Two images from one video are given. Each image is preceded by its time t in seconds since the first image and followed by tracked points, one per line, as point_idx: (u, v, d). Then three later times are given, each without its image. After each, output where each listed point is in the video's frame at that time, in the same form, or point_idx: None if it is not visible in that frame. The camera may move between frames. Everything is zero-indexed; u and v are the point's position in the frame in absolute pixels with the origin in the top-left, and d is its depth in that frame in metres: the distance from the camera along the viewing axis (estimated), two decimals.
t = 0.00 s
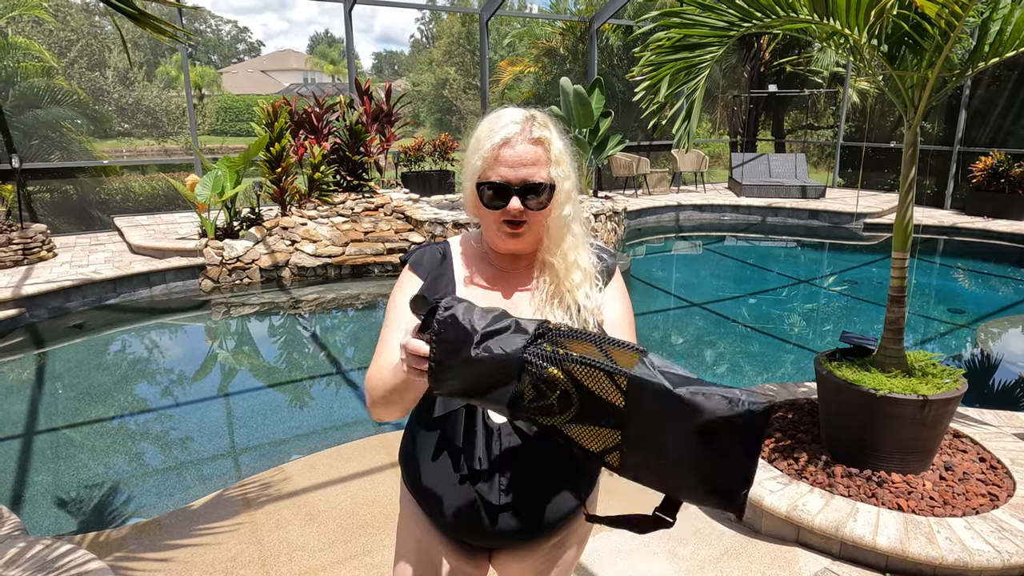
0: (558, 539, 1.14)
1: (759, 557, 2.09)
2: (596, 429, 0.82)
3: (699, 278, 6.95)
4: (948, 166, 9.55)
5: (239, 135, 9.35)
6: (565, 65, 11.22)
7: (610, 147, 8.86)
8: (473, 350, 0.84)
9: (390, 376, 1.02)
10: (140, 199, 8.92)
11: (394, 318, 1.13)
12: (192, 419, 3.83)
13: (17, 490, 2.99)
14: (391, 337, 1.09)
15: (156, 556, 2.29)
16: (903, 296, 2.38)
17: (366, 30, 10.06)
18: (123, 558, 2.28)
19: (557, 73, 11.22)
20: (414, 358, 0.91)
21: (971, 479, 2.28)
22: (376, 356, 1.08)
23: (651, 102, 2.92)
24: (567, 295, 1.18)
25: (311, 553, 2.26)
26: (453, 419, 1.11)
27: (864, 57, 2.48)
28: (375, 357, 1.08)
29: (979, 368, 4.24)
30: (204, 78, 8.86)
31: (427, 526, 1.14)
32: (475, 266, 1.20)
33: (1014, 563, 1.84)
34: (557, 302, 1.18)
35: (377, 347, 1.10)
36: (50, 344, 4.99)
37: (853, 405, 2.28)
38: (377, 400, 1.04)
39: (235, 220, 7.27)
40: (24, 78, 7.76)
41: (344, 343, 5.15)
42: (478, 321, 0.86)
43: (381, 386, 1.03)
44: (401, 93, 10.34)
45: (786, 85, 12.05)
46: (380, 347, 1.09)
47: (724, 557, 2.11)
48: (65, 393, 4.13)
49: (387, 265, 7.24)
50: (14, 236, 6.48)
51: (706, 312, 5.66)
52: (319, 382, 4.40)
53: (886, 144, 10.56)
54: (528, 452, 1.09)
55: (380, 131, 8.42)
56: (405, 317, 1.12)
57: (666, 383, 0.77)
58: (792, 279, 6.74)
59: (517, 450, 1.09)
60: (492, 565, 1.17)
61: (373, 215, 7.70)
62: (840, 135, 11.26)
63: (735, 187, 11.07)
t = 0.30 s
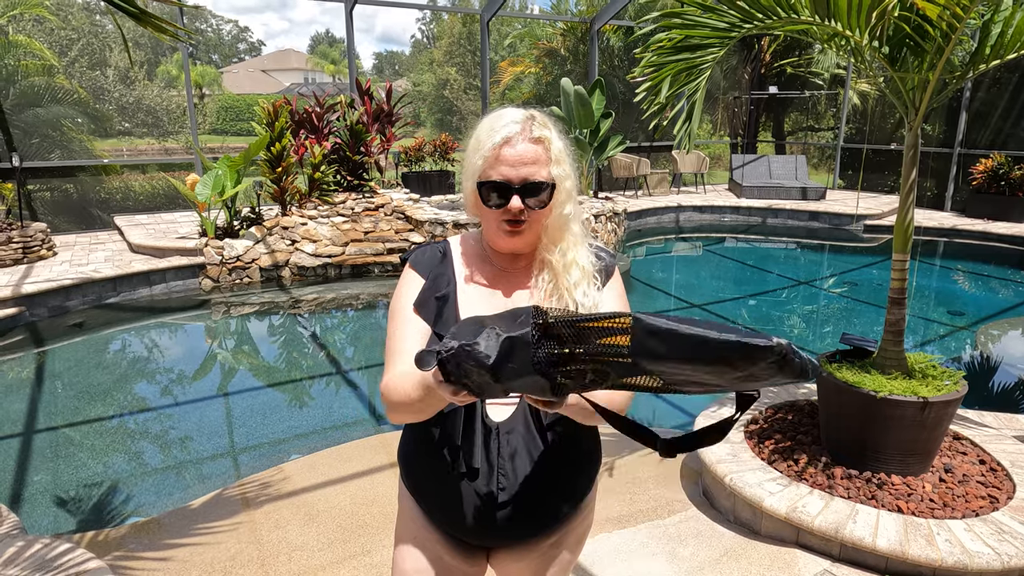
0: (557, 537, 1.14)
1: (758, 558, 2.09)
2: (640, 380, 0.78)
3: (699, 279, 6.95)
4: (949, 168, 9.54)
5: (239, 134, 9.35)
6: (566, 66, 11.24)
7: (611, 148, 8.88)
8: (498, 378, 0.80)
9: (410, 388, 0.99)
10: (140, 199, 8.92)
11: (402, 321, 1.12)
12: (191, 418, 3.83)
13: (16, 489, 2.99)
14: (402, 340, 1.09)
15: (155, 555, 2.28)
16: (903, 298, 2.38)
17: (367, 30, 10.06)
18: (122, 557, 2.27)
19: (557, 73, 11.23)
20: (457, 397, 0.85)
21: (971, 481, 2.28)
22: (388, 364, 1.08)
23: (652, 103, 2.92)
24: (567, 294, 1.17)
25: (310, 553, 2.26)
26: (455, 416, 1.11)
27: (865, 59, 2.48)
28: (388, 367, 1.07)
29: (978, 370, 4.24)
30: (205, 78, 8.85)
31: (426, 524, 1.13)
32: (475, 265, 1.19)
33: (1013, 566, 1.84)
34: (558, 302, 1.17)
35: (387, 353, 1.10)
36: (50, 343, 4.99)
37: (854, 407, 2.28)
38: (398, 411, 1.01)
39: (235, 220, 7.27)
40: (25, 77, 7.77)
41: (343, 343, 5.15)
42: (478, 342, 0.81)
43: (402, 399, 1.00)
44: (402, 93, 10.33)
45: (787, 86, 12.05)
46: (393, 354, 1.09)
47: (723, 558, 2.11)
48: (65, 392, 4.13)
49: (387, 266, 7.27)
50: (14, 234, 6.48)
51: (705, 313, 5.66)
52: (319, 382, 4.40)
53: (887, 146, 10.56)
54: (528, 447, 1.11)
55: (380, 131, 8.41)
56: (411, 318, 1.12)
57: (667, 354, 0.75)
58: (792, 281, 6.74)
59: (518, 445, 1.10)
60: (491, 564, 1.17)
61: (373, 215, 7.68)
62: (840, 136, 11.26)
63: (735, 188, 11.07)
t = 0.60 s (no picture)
0: (557, 533, 1.14)
1: (759, 557, 2.09)
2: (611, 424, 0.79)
3: (699, 278, 6.95)
4: (949, 167, 9.54)
5: (239, 133, 9.34)
6: (566, 64, 11.27)
7: (611, 147, 8.92)
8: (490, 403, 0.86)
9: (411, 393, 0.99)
10: (141, 197, 8.92)
11: (400, 322, 1.12)
12: (192, 416, 3.83)
13: (16, 487, 2.99)
14: (401, 341, 1.10)
15: (155, 554, 2.28)
16: (904, 297, 2.37)
17: (368, 28, 10.06)
18: (123, 555, 2.27)
19: (558, 72, 11.23)
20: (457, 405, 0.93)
21: (971, 480, 2.28)
22: (386, 367, 1.09)
23: (654, 102, 2.91)
24: (565, 292, 1.17)
25: (310, 551, 2.26)
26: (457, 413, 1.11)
27: (866, 58, 2.48)
28: (386, 369, 1.08)
29: (978, 369, 4.24)
30: (205, 76, 8.86)
31: (426, 521, 1.13)
32: (469, 260, 1.19)
33: (1014, 565, 1.84)
34: (554, 301, 1.18)
35: (386, 355, 1.11)
36: (50, 341, 4.99)
37: (854, 405, 2.28)
38: (399, 413, 1.02)
39: (235, 218, 7.27)
40: (25, 75, 7.78)
41: (344, 341, 5.15)
42: (471, 368, 0.84)
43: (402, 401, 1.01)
44: (402, 92, 10.34)
45: (787, 85, 12.04)
46: (391, 355, 1.10)
47: (723, 557, 2.11)
48: (65, 390, 4.13)
49: (388, 264, 7.31)
50: (14, 232, 6.48)
51: (706, 312, 5.66)
52: (319, 380, 4.40)
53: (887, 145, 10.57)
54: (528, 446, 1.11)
55: (381, 129, 8.41)
56: (409, 319, 1.12)
57: (638, 437, 0.76)
58: (792, 280, 6.74)
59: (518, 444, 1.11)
60: (490, 561, 1.17)
61: (374, 213, 7.61)
62: (840, 135, 11.26)
63: (736, 187, 11.08)
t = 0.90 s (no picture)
0: (557, 530, 1.14)
1: (761, 557, 2.09)
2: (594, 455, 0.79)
3: (701, 278, 6.94)
4: (952, 168, 9.51)
5: (242, 131, 9.35)
6: (569, 64, 11.28)
7: (613, 146, 8.93)
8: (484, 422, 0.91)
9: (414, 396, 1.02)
10: (143, 195, 8.92)
11: (400, 322, 1.14)
12: (194, 414, 3.84)
13: (18, 484, 3.00)
14: (401, 343, 1.12)
15: (157, 551, 2.29)
16: (906, 297, 2.37)
17: (370, 27, 10.07)
18: (125, 553, 2.28)
19: (560, 71, 11.23)
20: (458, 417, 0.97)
21: (974, 481, 2.28)
22: (389, 369, 1.11)
23: (656, 101, 2.91)
24: (564, 292, 1.17)
25: (312, 550, 2.26)
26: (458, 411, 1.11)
27: (869, 58, 2.47)
28: (388, 371, 1.11)
29: (981, 370, 4.23)
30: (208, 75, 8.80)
31: (426, 517, 1.13)
32: (470, 262, 1.19)
33: (1016, 566, 1.83)
34: (555, 300, 1.17)
35: (388, 356, 1.13)
36: (53, 339, 5.00)
37: (856, 406, 2.27)
38: (399, 414, 1.05)
39: (238, 217, 7.28)
40: (28, 73, 7.80)
41: (345, 340, 5.16)
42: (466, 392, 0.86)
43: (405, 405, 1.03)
44: (405, 90, 10.35)
45: (790, 85, 12.02)
46: (392, 357, 1.12)
47: (725, 557, 2.11)
48: (68, 388, 4.14)
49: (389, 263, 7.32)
50: (17, 231, 6.49)
51: (708, 312, 5.66)
52: (321, 379, 4.40)
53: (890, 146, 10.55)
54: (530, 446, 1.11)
55: (383, 128, 8.41)
56: (409, 319, 1.14)
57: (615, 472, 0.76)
58: (795, 280, 6.73)
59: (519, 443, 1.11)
60: (492, 558, 1.17)
61: (376, 212, 7.63)
62: (843, 135, 11.23)
63: (738, 187, 11.07)
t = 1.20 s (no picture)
0: (557, 533, 1.14)
1: (762, 560, 2.09)
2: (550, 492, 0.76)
3: (703, 280, 6.94)
4: (954, 171, 9.49)
5: (244, 132, 9.39)
6: (571, 66, 11.26)
7: (616, 148, 8.93)
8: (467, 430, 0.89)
9: (412, 397, 1.03)
10: (146, 195, 8.94)
11: (398, 322, 1.15)
12: (196, 414, 3.85)
13: (20, 484, 3.01)
14: (398, 344, 1.13)
15: (158, 551, 2.29)
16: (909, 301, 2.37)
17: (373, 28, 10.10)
18: (126, 552, 2.28)
19: (563, 73, 11.25)
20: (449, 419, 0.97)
21: (975, 484, 2.28)
22: (387, 368, 1.13)
23: (659, 104, 2.91)
24: (565, 294, 1.17)
25: (313, 550, 2.27)
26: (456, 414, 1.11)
27: (872, 61, 2.47)
28: (387, 370, 1.12)
29: (983, 374, 4.22)
30: (211, 76, 8.88)
31: (426, 518, 1.14)
32: (471, 266, 1.20)
33: (1018, 569, 1.83)
34: (556, 302, 1.17)
35: (386, 356, 1.14)
36: (55, 339, 5.01)
37: (857, 410, 2.27)
38: (397, 415, 1.06)
39: (240, 217, 7.30)
40: (32, 74, 7.83)
41: (347, 341, 5.16)
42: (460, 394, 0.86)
43: (399, 402, 1.05)
44: (407, 92, 10.45)
45: (793, 88, 12.01)
46: (391, 358, 1.13)
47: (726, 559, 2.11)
48: (70, 388, 4.15)
49: (391, 264, 7.32)
50: (20, 230, 6.51)
51: (709, 315, 5.66)
52: (322, 380, 4.41)
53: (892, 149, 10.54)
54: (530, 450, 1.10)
55: (385, 130, 8.43)
56: (407, 320, 1.14)
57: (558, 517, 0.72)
58: (796, 283, 6.73)
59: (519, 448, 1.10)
60: (491, 559, 1.17)
61: (378, 213, 7.70)
62: (846, 138, 11.21)
63: (740, 189, 11.07)
